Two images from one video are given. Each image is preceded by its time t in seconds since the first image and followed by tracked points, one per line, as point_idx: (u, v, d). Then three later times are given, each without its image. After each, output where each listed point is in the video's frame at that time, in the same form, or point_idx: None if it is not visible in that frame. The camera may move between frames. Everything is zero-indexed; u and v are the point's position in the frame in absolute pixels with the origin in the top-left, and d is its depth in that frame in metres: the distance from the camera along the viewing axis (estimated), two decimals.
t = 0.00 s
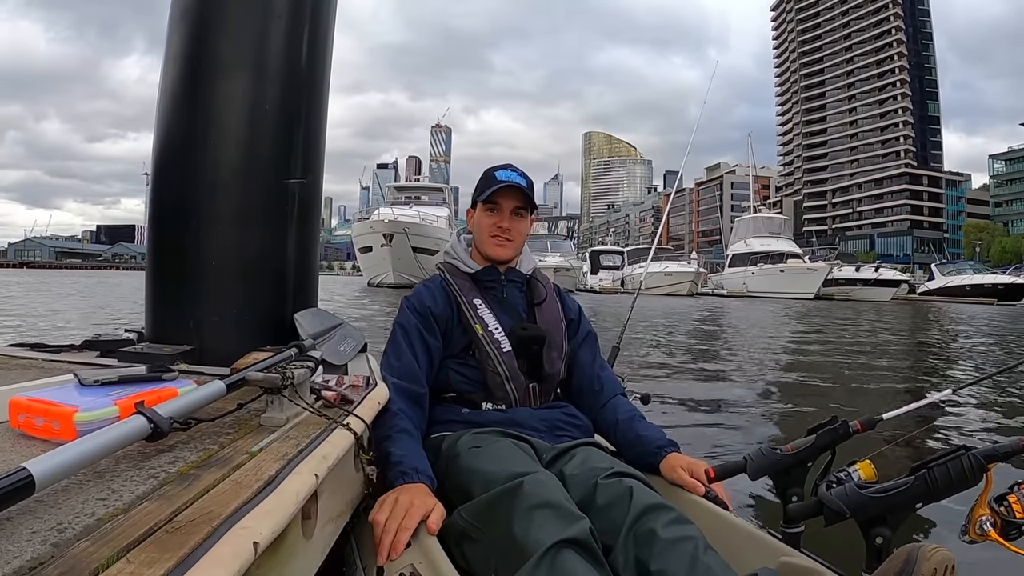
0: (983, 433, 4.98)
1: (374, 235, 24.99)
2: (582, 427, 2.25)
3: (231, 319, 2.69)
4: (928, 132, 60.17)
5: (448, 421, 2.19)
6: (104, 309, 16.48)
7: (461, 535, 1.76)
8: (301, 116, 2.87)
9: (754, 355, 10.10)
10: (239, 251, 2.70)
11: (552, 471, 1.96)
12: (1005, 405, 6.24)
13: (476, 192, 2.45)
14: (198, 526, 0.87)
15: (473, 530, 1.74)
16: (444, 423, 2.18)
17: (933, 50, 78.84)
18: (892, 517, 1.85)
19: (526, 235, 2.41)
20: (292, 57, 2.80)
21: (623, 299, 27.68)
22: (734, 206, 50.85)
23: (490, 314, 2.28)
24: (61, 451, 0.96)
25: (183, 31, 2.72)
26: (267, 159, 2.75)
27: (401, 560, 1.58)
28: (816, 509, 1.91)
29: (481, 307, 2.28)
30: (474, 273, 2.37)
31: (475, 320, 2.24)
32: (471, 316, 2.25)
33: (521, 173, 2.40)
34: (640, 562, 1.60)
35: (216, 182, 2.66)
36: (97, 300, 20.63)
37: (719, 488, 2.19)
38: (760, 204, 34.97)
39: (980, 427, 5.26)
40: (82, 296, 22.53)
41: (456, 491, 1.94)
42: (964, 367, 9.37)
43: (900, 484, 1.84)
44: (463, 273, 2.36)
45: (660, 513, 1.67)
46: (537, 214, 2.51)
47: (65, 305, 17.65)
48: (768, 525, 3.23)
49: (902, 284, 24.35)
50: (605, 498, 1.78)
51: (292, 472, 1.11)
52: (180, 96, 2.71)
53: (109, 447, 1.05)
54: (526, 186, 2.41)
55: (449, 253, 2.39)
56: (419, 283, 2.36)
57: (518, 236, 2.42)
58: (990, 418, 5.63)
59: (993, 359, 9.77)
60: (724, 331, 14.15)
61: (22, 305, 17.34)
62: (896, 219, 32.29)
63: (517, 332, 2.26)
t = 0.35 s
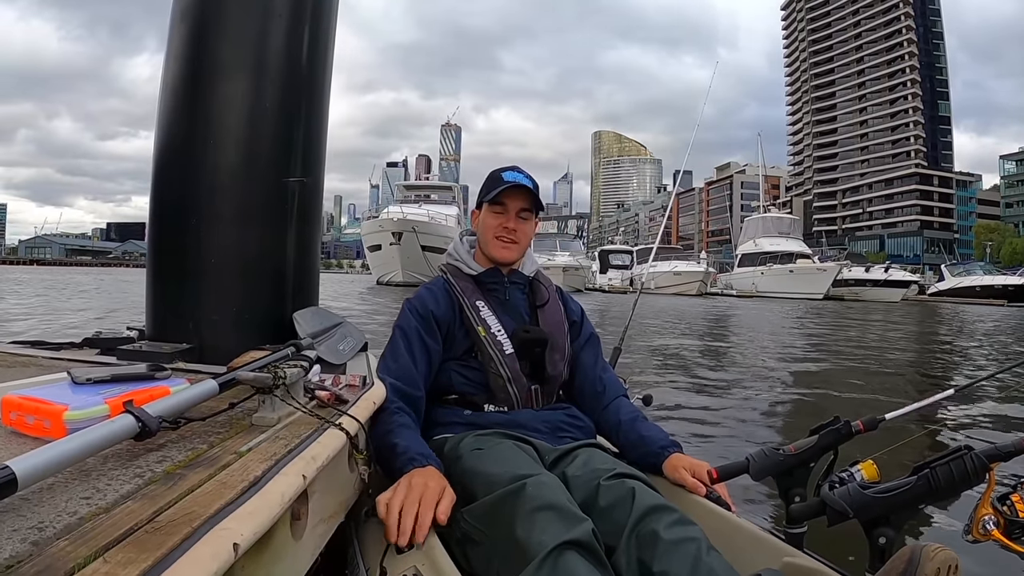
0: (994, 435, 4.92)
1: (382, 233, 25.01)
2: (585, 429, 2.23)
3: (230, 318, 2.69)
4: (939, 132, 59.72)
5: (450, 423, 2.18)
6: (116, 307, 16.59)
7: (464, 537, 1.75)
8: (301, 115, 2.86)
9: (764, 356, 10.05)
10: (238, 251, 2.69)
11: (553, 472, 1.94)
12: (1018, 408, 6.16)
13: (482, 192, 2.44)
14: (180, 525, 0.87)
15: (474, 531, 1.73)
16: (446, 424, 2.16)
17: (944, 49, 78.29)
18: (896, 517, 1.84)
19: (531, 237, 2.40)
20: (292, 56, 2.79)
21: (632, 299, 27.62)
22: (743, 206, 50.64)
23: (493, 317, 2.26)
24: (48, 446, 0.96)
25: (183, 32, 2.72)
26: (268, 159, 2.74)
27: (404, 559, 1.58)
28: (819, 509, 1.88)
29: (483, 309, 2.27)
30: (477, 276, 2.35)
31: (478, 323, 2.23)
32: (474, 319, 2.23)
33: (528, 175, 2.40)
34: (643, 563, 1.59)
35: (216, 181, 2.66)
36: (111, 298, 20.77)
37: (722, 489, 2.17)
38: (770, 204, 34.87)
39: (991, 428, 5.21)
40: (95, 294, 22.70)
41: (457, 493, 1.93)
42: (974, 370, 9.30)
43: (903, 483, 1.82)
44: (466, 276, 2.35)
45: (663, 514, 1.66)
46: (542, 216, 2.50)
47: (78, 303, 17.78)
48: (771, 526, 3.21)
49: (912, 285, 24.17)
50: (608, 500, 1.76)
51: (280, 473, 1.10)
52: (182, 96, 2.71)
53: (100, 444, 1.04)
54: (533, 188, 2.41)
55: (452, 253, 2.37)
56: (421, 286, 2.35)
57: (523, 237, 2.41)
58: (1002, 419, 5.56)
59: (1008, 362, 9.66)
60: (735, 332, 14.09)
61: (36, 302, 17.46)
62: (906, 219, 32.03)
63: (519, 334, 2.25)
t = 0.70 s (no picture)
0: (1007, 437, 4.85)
1: (393, 235, 24.99)
2: (585, 425, 2.22)
3: (228, 315, 2.69)
4: (951, 134, 59.21)
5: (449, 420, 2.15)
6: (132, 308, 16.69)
7: (463, 539, 1.76)
8: (300, 113, 2.86)
9: (776, 359, 9.97)
10: (237, 249, 2.69)
11: (554, 470, 1.93)
12: None
13: (479, 190, 2.41)
14: (149, 515, 0.86)
15: (476, 533, 1.73)
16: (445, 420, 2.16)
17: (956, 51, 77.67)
18: (897, 513, 1.80)
19: (529, 235, 2.37)
20: (291, 54, 2.79)
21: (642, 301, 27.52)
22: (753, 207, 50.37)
23: (491, 314, 2.25)
24: (29, 435, 0.96)
25: (183, 30, 2.72)
26: (267, 157, 2.74)
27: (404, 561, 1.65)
28: (819, 506, 1.86)
29: (482, 306, 2.25)
30: (475, 274, 2.34)
31: (476, 320, 2.21)
32: (472, 316, 2.22)
33: (526, 175, 2.37)
34: (645, 560, 1.57)
35: (215, 180, 2.66)
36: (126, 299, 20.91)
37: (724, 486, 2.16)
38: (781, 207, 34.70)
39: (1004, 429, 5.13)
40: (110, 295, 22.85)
41: (457, 491, 1.92)
42: (988, 374, 9.17)
43: (903, 480, 1.80)
44: (465, 274, 2.33)
45: (664, 511, 1.64)
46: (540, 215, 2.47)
47: (93, 304, 17.91)
48: (772, 526, 3.18)
49: (924, 288, 23.95)
50: (609, 496, 1.75)
51: (258, 466, 1.09)
52: (181, 94, 2.72)
53: (79, 434, 1.04)
54: (530, 187, 2.38)
55: (451, 253, 2.35)
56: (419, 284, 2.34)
57: (520, 236, 2.37)
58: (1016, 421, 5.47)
59: None
60: (748, 335, 13.99)
61: (50, 303, 17.52)
62: (918, 222, 31.72)
63: (518, 331, 2.23)
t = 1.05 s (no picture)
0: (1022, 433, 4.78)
1: (404, 234, 25.02)
2: (584, 428, 2.15)
3: (222, 319, 2.69)
4: (964, 127, 58.60)
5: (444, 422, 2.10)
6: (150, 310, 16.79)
7: (451, 545, 1.70)
8: (292, 116, 2.86)
9: (792, 356, 9.89)
10: (230, 253, 2.69)
11: (552, 474, 1.92)
12: None
13: (474, 195, 2.36)
14: (114, 524, 0.87)
15: (466, 540, 1.68)
16: (439, 423, 2.10)
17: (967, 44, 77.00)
18: (895, 518, 1.78)
19: (527, 236, 2.32)
20: (283, 56, 2.79)
21: (653, 299, 27.45)
22: (764, 203, 50.06)
23: (490, 316, 2.20)
24: (2, 443, 0.96)
25: (176, 34, 2.72)
26: (259, 160, 2.74)
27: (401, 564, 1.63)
28: (817, 509, 1.84)
29: (480, 308, 2.21)
30: (474, 276, 2.28)
31: (475, 322, 2.17)
32: (470, 318, 2.17)
33: (522, 176, 2.32)
34: (641, 563, 1.57)
35: (208, 183, 2.67)
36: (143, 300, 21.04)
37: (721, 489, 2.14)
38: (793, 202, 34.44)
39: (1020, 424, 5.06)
40: (128, 297, 23.01)
41: (450, 496, 1.90)
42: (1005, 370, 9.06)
43: (901, 484, 1.78)
44: (463, 276, 2.28)
45: (661, 514, 1.64)
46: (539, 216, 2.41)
47: (111, 306, 18.02)
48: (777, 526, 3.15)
49: (938, 283, 23.68)
50: (606, 499, 1.74)
51: (231, 475, 1.09)
52: (174, 97, 2.72)
53: (53, 442, 1.05)
54: (525, 188, 2.32)
55: (448, 256, 2.31)
56: (417, 286, 2.28)
57: (520, 238, 2.33)
58: None
59: None
60: (765, 331, 13.89)
61: (66, 305, 17.60)
62: (932, 216, 31.38)
63: (516, 332, 2.18)
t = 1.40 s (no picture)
0: None
1: (414, 237, 25.07)
2: (586, 426, 2.12)
3: (221, 318, 2.68)
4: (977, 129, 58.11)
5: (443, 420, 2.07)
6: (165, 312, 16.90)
7: (453, 543, 1.68)
8: (291, 115, 2.87)
9: (804, 359, 9.84)
10: (229, 252, 2.69)
11: (554, 472, 1.90)
12: None
13: (477, 191, 2.25)
14: (86, 513, 0.86)
15: (468, 538, 1.65)
16: (439, 419, 2.07)
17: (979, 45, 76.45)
18: (898, 514, 1.76)
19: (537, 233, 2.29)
20: (282, 55, 2.79)
21: (663, 302, 27.38)
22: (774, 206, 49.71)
23: (491, 311, 2.13)
24: None
25: (175, 34, 2.72)
26: (258, 159, 2.74)
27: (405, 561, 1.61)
28: (818, 506, 1.82)
29: (482, 304, 2.13)
30: (477, 273, 2.22)
31: (476, 318, 2.09)
32: (471, 313, 2.11)
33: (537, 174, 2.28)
34: (644, 561, 1.56)
35: (207, 182, 2.66)
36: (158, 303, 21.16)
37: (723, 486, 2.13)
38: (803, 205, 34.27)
39: None
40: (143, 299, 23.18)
41: (451, 493, 1.89)
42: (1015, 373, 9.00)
43: (902, 480, 1.76)
44: (465, 273, 2.21)
45: (664, 512, 1.62)
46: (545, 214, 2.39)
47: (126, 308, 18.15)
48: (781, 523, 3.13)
49: (949, 285, 23.48)
50: (608, 497, 1.73)
51: (212, 468, 1.08)
52: (173, 96, 2.71)
53: (34, 433, 1.04)
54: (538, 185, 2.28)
55: (454, 252, 2.22)
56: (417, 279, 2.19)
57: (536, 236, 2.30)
58: None
59: None
60: (777, 334, 13.81)
61: (83, 308, 17.74)
62: (944, 219, 31.08)
63: (518, 327, 2.12)
